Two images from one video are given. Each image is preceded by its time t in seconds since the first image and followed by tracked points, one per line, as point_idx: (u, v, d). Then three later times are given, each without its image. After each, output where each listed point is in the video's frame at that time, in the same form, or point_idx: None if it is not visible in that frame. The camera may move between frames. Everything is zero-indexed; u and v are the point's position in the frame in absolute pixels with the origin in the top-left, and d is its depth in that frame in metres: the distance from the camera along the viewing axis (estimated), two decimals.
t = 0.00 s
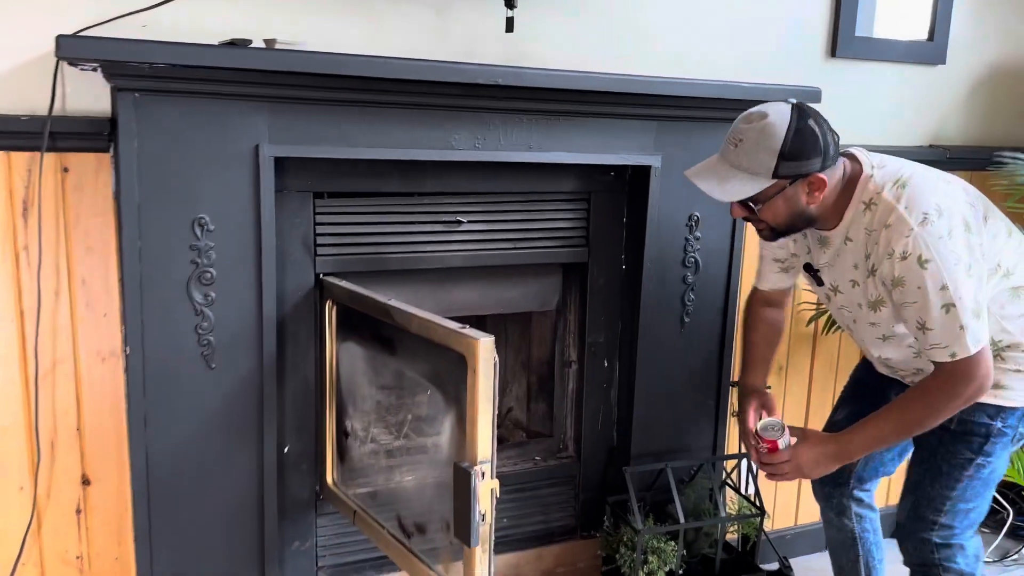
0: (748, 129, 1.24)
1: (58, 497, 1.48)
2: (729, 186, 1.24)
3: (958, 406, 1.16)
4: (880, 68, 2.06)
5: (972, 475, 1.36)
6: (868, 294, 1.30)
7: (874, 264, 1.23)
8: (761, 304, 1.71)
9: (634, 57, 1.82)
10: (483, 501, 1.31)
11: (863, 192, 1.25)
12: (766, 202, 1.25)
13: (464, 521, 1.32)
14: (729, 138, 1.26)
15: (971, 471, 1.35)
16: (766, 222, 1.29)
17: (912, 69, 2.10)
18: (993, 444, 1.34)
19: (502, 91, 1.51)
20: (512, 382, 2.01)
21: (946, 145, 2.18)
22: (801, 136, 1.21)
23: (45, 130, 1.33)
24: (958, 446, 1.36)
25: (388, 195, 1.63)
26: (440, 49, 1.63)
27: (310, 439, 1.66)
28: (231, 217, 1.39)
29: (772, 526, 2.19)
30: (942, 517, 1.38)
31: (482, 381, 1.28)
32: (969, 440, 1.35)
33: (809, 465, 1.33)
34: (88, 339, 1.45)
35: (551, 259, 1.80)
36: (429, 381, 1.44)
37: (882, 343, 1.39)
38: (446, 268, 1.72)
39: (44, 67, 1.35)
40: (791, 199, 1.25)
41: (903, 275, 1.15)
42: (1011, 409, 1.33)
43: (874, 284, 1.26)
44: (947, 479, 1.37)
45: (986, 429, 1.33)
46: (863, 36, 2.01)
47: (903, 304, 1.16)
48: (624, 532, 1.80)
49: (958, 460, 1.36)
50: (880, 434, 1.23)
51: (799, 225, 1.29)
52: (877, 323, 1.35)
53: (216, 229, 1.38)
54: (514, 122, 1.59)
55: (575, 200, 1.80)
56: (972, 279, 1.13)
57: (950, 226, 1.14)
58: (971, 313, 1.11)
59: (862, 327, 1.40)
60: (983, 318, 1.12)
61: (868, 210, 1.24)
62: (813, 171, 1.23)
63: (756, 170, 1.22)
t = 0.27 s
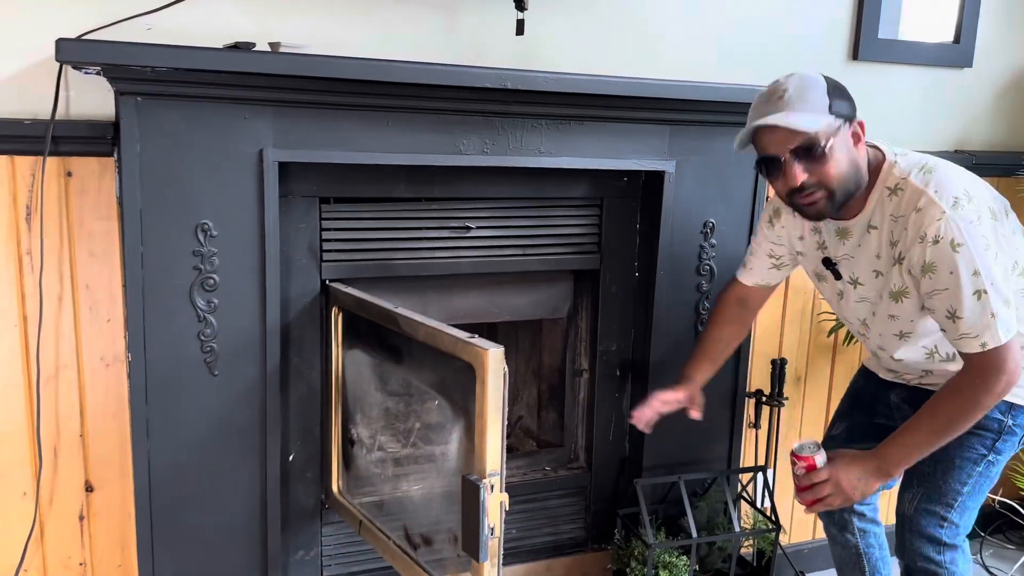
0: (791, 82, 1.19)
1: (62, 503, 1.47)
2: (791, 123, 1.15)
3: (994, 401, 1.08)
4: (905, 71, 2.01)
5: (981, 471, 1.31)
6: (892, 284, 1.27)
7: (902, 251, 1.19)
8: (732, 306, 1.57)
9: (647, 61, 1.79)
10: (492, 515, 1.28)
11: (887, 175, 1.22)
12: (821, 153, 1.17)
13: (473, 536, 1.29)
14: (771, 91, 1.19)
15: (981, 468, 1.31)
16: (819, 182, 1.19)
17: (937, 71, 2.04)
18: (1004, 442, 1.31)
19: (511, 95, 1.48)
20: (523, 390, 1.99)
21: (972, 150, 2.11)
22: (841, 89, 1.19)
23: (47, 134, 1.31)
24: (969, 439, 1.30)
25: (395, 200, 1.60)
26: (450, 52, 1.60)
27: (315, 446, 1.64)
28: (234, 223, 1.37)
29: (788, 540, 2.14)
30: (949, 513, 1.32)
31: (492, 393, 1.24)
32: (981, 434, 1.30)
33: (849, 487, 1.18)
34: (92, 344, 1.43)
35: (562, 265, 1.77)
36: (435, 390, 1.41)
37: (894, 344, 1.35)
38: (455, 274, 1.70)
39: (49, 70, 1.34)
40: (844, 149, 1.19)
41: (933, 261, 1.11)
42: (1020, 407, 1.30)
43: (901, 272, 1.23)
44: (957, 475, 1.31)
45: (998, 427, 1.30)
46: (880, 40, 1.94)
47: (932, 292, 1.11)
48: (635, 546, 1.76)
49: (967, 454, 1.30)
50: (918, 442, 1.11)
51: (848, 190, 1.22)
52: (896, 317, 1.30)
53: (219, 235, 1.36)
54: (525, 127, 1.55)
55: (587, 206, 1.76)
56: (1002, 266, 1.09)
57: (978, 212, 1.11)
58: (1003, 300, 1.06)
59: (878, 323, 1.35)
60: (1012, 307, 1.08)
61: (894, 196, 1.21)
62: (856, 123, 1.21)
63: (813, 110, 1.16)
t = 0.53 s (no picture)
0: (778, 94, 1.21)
1: (81, 500, 1.52)
2: (782, 124, 1.17)
3: (1007, 435, 1.06)
4: (928, 78, 1.97)
5: (984, 522, 1.28)
6: (881, 312, 1.25)
7: (887, 275, 1.19)
8: (713, 318, 1.61)
9: (661, 70, 1.79)
10: (499, 519, 1.28)
11: (874, 198, 1.22)
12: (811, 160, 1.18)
13: (480, 539, 1.29)
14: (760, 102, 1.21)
15: (983, 518, 1.28)
16: (810, 191, 1.20)
17: (963, 79, 2.00)
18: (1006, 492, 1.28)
19: (521, 105, 1.49)
20: (537, 397, 2.00)
21: (1001, 158, 2.06)
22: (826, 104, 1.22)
23: (67, 144, 1.36)
24: (973, 486, 1.28)
25: (407, 208, 1.62)
26: (462, 62, 1.62)
27: (327, 448, 1.67)
28: (246, 231, 1.40)
29: (803, 552, 2.11)
30: (947, 563, 1.29)
31: (499, 402, 1.25)
32: (985, 482, 1.27)
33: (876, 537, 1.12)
34: (111, 347, 1.48)
35: (574, 274, 1.77)
36: (444, 397, 1.42)
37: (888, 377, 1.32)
38: (466, 282, 1.71)
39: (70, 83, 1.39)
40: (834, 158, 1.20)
41: (922, 286, 1.10)
42: None
43: (888, 298, 1.21)
44: (959, 524, 1.28)
45: (1004, 474, 1.27)
46: (914, 47, 1.92)
47: (924, 317, 1.10)
48: (645, 556, 1.75)
49: (970, 502, 1.28)
50: (936, 483, 1.08)
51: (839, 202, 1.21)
52: (889, 344, 1.27)
53: (232, 243, 1.39)
54: (535, 136, 1.56)
55: (600, 215, 1.76)
56: (1001, 288, 1.07)
57: (970, 232, 1.09)
58: (1002, 323, 1.04)
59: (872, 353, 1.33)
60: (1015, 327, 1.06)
61: (879, 219, 1.20)
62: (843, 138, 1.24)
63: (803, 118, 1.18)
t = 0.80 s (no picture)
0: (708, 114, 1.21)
1: (78, 494, 1.58)
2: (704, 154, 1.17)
3: (953, 458, 1.07)
4: (921, 86, 1.98)
5: (940, 544, 1.27)
6: (824, 329, 1.26)
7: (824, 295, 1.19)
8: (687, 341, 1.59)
9: (649, 78, 1.80)
10: (482, 514, 1.29)
11: (811, 216, 1.21)
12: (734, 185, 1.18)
13: (462, 532, 1.31)
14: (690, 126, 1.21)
15: (939, 540, 1.27)
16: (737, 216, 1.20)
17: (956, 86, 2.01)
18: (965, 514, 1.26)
19: (506, 113, 1.52)
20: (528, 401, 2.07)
21: (995, 166, 2.07)
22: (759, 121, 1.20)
23: (65, 150, 1.42)
24: (929, 508, 1.27)
25: (397, 214, 1.66)
26: (451, 71, 1.66)
27: (317, 446, 1.71)
28: (236, 235, 1.44)
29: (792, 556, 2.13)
30: None
31: (481, 402, 1.26)
32: (942, 504, 1.26)
33: (828, 554, 1.16)
34: (107, 345, 1.54)
35: (563, 279, 1.80)
36: (430, 397, 1.44)
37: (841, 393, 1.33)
38: (454, 286, 1.74)
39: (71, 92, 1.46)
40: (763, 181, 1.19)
41: (855, 306, 1.11)
42: (989, 474, 1.25)
43: (825, 319, 1.22)
44: (912, 546, 1.28)
45: (964, 494, 1.25)
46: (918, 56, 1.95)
47: (860, 338, 1.12)
48: (629, 557, 1.77)
49: (926, 525, 1.27)
50: (886, 505, 1.10)
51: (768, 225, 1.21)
52: (835, 364, 1.29)
53: (223, 246, 1.44)
54: (521, 144, 1.59)
55: (589, 221, 1.79)
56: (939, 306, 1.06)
57: (904, 249, 1.08)
58: (937, 344, 1.04)
59: (824, 370, 1.34)
60: (958, 345, 1.05)
61: (814, 237, 1.20)
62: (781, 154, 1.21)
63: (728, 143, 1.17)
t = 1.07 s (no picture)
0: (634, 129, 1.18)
1: (80, 479, 1.66)
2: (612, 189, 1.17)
3: (902, 474, 1.03)
4: (915, 90, 2.00)
5: (905, 563, 1.24)
6: (773, 338, 1.19)
7: (768, 302, 1.13)
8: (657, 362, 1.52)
9: (641, 81, 1.83)
10: (472, 499, 1.31)
11: (757, 219, 1.15)
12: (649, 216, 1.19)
13: (453, 518, 1.32)
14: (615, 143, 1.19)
15: (904, 560, 1.24)
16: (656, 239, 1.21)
17: (952, 90, 2.02)
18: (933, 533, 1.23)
19: (496, 115, 1.55)
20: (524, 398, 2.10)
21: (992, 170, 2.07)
22: (683, 140, 1.14)
23: (69, 149, 1.50)
24: (893, 526, 1.23)
25: (391, 213, 1.70)
26: (444, 75, 1.71)
27: (311, 439, 1.76)
28: (231, 231, 1.49)
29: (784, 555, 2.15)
30: None
31: (471, 391, 1.27)
32: (908, 523, 1.22)
33: (787, 566, 1.17)
34: (107, 338, 1.63)
35: (554, 278, 1.83)
36: (423, 388, 1.46)
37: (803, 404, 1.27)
38: (447, 283, 1.78)
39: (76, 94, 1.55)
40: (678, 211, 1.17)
41: (794, 313, 1.07)
42: (961, 491, 1.21)
43: (772, 326, 1.16)
44: (874, 564, 1.24)
45: (931, 513, 1.21)
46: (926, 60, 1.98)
47: (801, 346, 1.07)
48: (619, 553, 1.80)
49: (890, 544, 1.23)
50: (841, 523, 1.08)
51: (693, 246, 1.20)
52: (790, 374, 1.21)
53: (219, 242, 1.49)
54: (511, 145, 1.62)
55: (580, 221, 1.82)
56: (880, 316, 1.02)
57: (846, 255, 1.03)
58: (877, 357, 1.01)
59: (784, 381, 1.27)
60: (903, 359, 1.01)
61: (761, 240, 1.13)
62: (701, 179, 1.14)
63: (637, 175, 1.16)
